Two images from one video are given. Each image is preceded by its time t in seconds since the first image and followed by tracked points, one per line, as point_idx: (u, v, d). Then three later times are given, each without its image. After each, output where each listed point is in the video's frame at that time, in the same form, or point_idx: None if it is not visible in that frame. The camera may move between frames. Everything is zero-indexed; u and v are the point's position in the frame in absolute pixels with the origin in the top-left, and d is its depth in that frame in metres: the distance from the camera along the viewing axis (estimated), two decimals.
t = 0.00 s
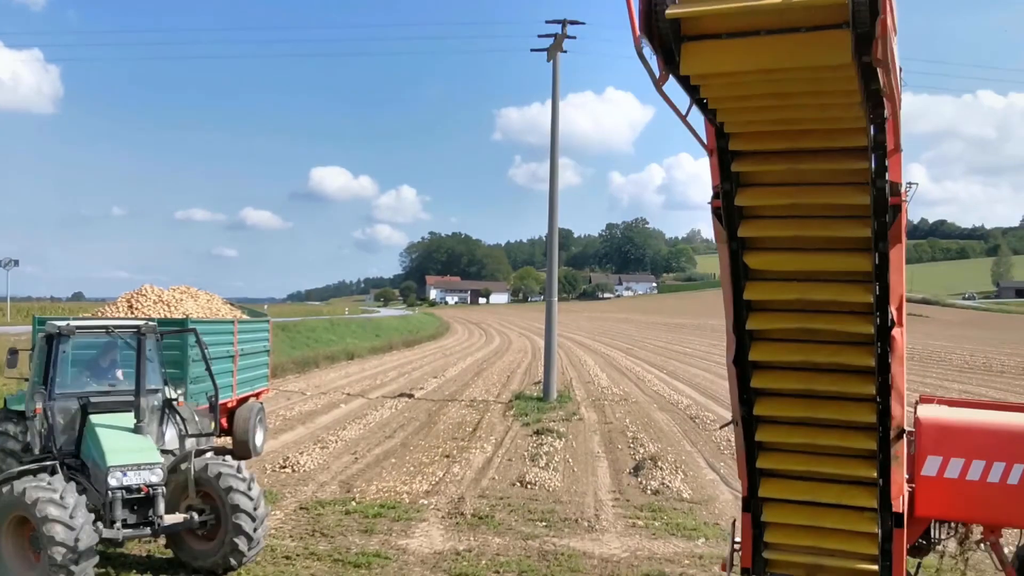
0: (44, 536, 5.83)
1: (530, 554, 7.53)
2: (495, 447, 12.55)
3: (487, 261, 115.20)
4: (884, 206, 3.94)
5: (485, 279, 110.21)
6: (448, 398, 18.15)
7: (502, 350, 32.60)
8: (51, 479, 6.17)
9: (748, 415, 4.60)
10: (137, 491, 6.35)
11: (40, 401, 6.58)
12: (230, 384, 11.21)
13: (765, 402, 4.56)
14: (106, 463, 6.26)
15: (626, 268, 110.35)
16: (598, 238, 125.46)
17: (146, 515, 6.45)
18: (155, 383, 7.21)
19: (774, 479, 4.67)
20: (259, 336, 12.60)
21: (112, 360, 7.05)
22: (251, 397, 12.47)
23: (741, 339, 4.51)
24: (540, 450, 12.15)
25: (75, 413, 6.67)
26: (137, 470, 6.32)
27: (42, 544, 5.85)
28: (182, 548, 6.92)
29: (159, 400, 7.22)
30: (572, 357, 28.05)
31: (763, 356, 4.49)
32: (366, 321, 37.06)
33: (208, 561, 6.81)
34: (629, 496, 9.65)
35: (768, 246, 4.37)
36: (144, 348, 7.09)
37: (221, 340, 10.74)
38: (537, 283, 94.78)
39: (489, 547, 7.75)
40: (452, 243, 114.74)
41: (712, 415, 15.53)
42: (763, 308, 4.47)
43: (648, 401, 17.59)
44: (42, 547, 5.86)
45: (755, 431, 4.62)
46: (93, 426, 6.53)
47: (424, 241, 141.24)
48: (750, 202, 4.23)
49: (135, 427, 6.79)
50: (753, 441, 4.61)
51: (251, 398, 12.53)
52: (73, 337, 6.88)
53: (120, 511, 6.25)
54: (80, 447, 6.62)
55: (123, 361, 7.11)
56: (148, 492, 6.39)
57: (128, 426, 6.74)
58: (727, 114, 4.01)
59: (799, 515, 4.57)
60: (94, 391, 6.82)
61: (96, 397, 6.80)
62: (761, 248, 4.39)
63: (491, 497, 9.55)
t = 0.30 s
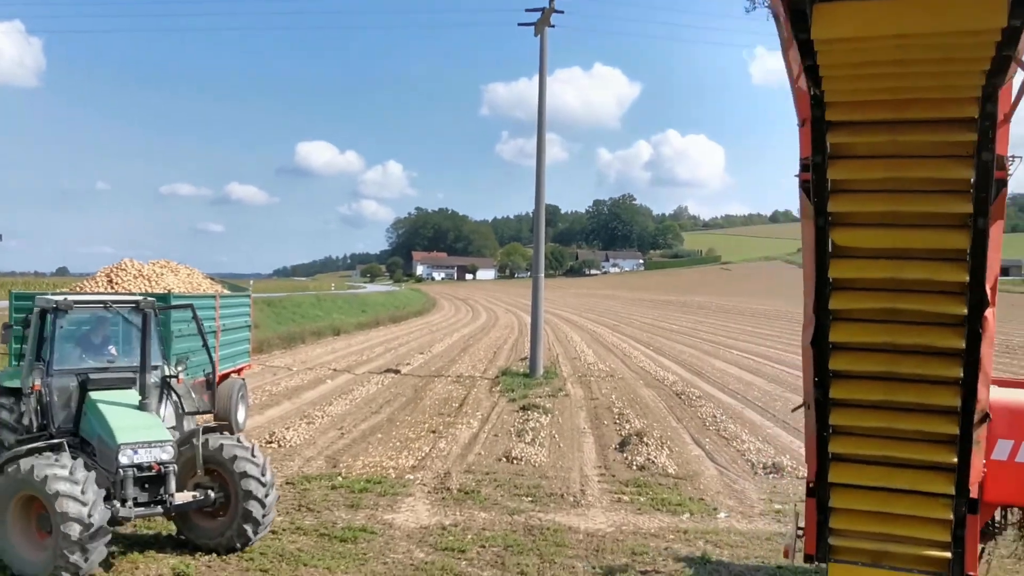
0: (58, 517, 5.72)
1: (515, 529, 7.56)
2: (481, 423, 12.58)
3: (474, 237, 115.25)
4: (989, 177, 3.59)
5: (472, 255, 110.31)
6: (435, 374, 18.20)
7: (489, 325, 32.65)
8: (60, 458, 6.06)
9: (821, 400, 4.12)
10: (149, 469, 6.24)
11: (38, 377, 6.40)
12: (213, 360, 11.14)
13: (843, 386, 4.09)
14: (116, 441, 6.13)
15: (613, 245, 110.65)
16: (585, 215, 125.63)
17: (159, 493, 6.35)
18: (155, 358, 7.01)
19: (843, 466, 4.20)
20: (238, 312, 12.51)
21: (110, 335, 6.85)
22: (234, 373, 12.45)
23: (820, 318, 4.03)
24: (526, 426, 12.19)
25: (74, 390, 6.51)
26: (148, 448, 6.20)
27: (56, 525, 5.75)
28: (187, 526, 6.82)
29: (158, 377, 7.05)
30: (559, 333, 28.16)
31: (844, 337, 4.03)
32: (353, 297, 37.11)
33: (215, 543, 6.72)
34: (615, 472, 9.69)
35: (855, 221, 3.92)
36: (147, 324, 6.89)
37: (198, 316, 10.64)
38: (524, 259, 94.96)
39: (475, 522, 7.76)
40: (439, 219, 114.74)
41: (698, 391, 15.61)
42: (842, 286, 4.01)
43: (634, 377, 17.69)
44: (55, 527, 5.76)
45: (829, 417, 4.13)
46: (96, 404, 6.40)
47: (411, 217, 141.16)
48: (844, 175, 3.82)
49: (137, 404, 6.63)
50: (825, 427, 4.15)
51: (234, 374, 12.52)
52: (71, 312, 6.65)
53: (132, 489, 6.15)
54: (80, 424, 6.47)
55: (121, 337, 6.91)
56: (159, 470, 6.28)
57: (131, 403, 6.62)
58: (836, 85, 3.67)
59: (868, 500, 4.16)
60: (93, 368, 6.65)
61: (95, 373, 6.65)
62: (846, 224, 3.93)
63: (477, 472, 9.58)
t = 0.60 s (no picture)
0: (75, 501, 5.58)
1: (503, 507, 7.58)
2: (469, 402, 12.61)
3: (461, 217, 115.15)
4: None
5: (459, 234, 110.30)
6: (423, 353, 18.20)
7: (477, 305, 32.67)
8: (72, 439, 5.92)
9: (909, 387, 3.61)
10: (164, 451, 6.12)
11: (38, 358, 6.18)
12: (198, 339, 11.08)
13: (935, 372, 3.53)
14: (131, 424, 5.98)
15: (601, 225, 110.80)
16: (573, 194, 125.71)
17: (173, 475, 6.24)
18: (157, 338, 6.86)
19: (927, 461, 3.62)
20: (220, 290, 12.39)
21: (108, 315, 6.64)
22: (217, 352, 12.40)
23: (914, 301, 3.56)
24: (513, 405, 12.23)
25: (75, 372, 6.31)
26: (163, 430, 6.09)
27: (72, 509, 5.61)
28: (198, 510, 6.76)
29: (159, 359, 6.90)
30: (546, 312, 28.21)
31: (940, 320, 3.50)
32: (339, 276, 37.05)
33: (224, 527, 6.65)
34: (602, 450, 9.73)
35: (966, 196, 3.46)
36: (152, 304, 6.74)
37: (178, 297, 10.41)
38: (512, 239, 95.04)
39: (463, 500, 7.78)
40: (427, 198, 114.63)
41: (685, 371, 15.68)
42: (939, 266, 3.48)
43: (621, 356, 17.76)
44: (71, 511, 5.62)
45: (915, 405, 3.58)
46: (103, 386, 6.23)
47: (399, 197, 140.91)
48: (951, 147, 3.47)
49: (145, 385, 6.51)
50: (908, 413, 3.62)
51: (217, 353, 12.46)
52: (68, 292, 6.41)
53: (148, 471, 6.01)
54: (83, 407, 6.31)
55: (119, 318, 6.72)
56: (174, 451, 6.17)
57: (137, 385, 6.49)
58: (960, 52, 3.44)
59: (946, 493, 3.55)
60: (94, 349, 6.46)
61: (96, 355, 6.45)
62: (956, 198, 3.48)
63: (465, 451, 9.60)
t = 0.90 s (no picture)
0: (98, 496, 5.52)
1: (495, 496, 7.59)
2: (461, 391, 12.62)
3: (454, 206, 115.02)
4: None
5: (452, 223, 110.22)
6: (415, 342, 18.19)
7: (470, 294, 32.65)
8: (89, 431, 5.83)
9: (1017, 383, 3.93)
10: (185, 443, 6.01)
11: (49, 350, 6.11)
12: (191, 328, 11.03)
13: None
14: (151, 415, 5.86)
15: (593, 215, 110.81)
16: (566, 184, 125.68)
17: (195, 467, 6.13)
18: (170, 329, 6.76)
19: None
20: (208, 278, 12.30)
21: (115, 304, 6.46)
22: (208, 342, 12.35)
23: None
24: (506, 394, 12.24)
25: (81, 363, 6.19)
26: (184, 422, 5.97)
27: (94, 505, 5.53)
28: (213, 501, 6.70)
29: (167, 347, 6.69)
30: (538, 302, 28.19)
31: None
32: (332, 265, 36.98)
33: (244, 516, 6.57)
34: (594, 439, 9.74)
35: None
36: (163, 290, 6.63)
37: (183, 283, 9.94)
38: (504, 229, 95.01)
39: (455, 489, 7.79)
40: (420, 188, 114.42)
41: (677, 360, 15.69)
42: None
43: (614, 345, 17.78)
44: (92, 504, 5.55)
45: None
46: (117, 377, 6.11)
47: (391, 186, 140.71)
48: None
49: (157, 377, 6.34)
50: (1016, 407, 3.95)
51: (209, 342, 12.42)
52: (75, 282, 6.24)
53: (170, 464, 5.91)
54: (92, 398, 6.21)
55: (127, 305, 6.52)
56: (196, 443, 6.06)
57: (150, 376, 6.33)
58: None
59: None
60: (101, 339, 6.31)
61: (105, 345, 6.31)
62: None
63: (457, 439, 9.61)
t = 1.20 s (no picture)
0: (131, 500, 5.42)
1: (488, 487, 7.60)
2: (454, 383, 12.63)
3: (447, 198, 114.91)
4: None
5: (445, 216, 110.13)
6: (409, 334, 18.18)
7: (463, 286, 32.64)
8: (117, 426, 5.75)
9: None
10: (215, 438, 5.91)
11: (65, 344, 6.07)
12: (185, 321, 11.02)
13: None
14: (180, 410, 5.75)
15: (586, 207, 110.78)
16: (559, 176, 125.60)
17: (225, 462, 6.08)
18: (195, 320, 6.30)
19: None
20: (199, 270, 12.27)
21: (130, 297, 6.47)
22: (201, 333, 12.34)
23: None
24: (499, 386, 12.26)
25: (96, 358, 6.19)
26: (213, 416, 5.86)
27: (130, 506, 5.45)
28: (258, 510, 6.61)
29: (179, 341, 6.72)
30: (531, 294, 28.18)
31: None
32: (325, 257, 36.94)
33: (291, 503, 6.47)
34: (587, 431, 9.76)
35: None
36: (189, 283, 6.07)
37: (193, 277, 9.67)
38: (497, 221, 94.95)
39: (447, 481, 7.80)
40: (413, 180, 114.30)
41: (669, 352, 15.71)
42: None
43: (607, 338, 17.79)
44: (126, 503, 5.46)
45: None
46: (140, 374, 6.02)
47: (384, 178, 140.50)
48: None
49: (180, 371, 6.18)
50: None
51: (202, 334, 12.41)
52: (90, 273, 6.25)
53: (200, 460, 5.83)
54: (111, 394, 6.17)
55: (142, 299, 6.54)
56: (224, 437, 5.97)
57: (168, 370, 6.28)
58: None
59: None
60: (117, 333, 6.30)
61: (120, 340, 6.30)
62: None
63: (450, 431, 9.62)
